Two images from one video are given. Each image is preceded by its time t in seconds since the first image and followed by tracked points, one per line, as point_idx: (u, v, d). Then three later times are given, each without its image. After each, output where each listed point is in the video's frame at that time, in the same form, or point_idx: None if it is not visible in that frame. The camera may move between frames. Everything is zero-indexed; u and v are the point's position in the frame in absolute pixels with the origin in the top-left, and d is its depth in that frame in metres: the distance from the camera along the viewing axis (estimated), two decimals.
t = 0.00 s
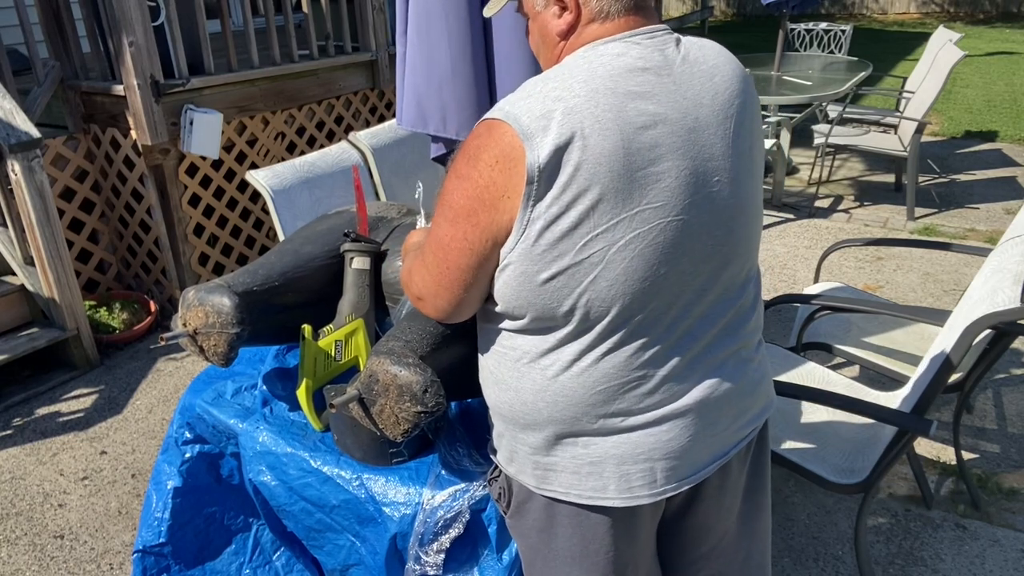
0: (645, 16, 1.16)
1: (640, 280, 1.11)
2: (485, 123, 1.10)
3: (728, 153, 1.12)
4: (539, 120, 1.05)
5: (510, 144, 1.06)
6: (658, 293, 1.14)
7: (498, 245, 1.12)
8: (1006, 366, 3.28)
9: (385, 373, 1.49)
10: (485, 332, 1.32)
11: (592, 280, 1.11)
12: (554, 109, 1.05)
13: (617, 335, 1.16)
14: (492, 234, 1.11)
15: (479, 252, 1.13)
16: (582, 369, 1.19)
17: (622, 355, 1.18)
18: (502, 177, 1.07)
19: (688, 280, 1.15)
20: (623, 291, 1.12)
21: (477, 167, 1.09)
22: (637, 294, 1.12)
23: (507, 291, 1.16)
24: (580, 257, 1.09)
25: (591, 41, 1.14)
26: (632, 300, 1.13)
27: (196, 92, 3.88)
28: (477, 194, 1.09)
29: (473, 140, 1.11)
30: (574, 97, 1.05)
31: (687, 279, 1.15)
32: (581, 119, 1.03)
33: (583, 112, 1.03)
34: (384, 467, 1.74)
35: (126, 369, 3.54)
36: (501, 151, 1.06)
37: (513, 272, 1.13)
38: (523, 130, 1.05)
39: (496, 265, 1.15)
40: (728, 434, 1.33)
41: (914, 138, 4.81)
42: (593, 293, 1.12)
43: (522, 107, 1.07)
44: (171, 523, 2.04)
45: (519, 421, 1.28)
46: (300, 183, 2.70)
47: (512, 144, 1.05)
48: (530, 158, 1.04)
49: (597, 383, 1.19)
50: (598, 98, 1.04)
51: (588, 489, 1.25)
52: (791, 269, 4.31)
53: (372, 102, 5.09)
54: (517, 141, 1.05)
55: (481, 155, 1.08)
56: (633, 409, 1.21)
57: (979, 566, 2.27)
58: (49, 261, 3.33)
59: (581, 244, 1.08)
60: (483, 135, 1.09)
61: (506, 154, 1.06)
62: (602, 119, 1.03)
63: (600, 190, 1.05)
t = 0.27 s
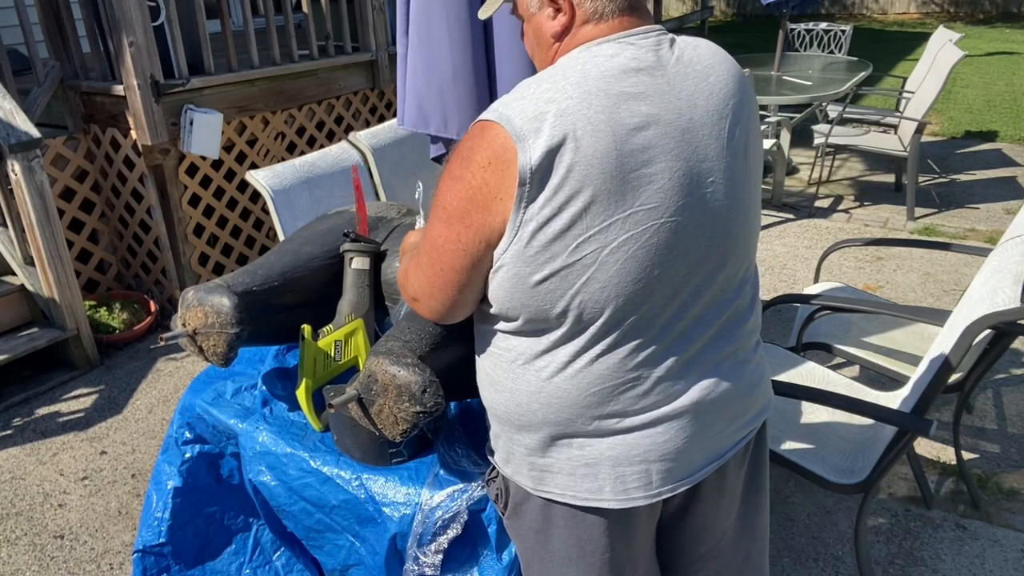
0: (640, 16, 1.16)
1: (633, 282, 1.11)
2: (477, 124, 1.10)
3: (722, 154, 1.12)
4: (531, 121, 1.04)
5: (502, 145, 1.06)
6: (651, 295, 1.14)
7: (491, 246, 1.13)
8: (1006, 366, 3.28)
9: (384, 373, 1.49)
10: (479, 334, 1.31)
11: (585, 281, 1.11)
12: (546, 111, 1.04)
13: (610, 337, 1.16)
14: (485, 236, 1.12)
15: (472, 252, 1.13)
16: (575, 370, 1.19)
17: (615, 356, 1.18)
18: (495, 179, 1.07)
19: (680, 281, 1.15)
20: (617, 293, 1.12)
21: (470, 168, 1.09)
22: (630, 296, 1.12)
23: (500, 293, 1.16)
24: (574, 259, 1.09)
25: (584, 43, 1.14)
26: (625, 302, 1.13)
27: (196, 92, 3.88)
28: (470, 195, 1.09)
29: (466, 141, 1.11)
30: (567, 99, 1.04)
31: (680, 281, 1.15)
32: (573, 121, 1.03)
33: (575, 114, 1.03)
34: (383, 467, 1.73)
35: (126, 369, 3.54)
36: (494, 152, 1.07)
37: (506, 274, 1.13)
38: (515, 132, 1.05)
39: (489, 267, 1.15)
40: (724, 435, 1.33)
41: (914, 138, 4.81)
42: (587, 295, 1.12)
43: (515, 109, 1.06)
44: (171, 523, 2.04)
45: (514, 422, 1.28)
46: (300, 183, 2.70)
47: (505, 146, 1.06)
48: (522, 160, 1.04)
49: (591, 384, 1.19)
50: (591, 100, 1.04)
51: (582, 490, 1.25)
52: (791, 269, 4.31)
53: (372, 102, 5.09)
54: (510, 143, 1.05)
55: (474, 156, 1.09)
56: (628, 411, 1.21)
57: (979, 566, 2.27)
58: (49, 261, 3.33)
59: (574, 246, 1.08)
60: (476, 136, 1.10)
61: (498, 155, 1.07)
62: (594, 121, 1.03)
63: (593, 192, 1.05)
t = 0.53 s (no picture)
0: (640, 16, 1.15)
1: (630, 287, 1.11)
2: (474, 128, 1.09)
3: (721, 158, 1.12)
4: (530, 127, 1.04)
5: (499, 149, 1.05)
6: (648, 299, 1.14)
7: (490, 250, 1.12)
8: (1007, 366, 3.28)
9: (384, 374, 1.48)
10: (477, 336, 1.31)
11: (582, 287, 1.11)
12: (544, 116, 1.04)
13: (607, 341, 1.16)
14: (484, 241, 1.11)
15: (471, 257, 1.13)
16: (572, 374, 1.19)
17: (611, 361, 1.18)
18: (493, 184, 1.07)
19: (679, 286, 1.16)
20: (616, 299, 1.12)
21: (467, 173, 1.08)
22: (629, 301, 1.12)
23: (498, 298, 1.16)
24: (571, 264, 1.09)
25: (583, 44, 1.14)
26: (622, 307, 1.13)
27: (196, 92, 3.88)
28: (469, 200, 1.09)
29: (463, 144, 1.10)
30: (566, 104, 1.03)
31: (677, 285, 1.15)
32: (572, 127, 1.02)
33: (574, 120, 1.03)
34: (383, 467, 1.74)
35: (126, 369, 3.54)
36: (491, 157, 1.06)
37: (504, 280, 1.14)
38: (513, 138, 1.04)
39: (488, 271, 1.15)
40: (721, 439, 1.33)
41: (914, 138, 4.81)
42: (586, 300, 1.12)
43: (513, 113, 1.06)
44: (171, 523, 2.04)
45: (511, 423, 1.28)
46: (300, 183, 2.70)
47: (502, 151, 1.05)
48: (520, 166, 1.03)
49: (588, 389, 1.19)
50: (590, 105, 1.03)
51: (577, 493, 1.25)
52: (791, 269, 4.31)
53: (372, 102, 5.09)
54: (507, 148, 1.05)
55: (471, 161, 1.08)
56: (624, 414, 1.21)
57: (979, 566, 2.27)
58: (49, 261, 3.33)
59: (571, 251, 1.08)
60: (472, 139, 1.09)
61: (495, 160, 1.06)
62: (593, 126, 1.03)
63: (591, 198, 1.05)
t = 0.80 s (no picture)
0: (637, 15, 1.15)
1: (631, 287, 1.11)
2: (475, 127, 1.08)
3: (721, 159, 1.12)
4: (534, 126, 1.03)
5: (504, 146, 1.04)
6: (646, 299, 1.14)
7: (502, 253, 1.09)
8: (1006, 366, 3.28)
9: (385, 372, 1.48)
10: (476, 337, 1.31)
11: (584, 289, 1.11)
12: (548, 116, 1.03)
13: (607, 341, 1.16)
14: (495, 243, 1.08)
15: (484, 261, 1.09)
16: (572, 376, 1.19)
17: (610, 361, 1.18)
18: (502, 181, 1.05)
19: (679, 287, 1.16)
20: (617, 300, 1.12)
21: (473, 172, 1.06)
22: (630, 302, 1.13)
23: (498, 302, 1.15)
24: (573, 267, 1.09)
25: (583, 44, 1.13)
26: (622, 307, 1.13)
27: (197, 92, 3.88)
28: (479, 200, 1.06)
29: (464, 145, 1.09)
30: (571, 104, 1.03)
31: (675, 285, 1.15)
32: (576, 127, 1.02)
33: (578, 120, 1.02)
34: (383, 467, 1.74)
35: (126, 369, 3.54)
36: (498, 154, 1.04)
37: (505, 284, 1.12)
38: (518, 137, 1.03)
39: (499, 278, 1.12)
40: (719, 439, 1.33)
41: (914, 138, 4.81)
42: (588, 303, 1.11)
43: (515, 112, 1.05)
44: (171, 522, 2.04)
45: (509, 424, 1.28)
46: (300, 183, 2.70)
47: (507, 148, 1.04)
48: (524, 167, 1.03)
49: (587, 390, 1.19)
50: (594, 105, 1.03)
51: (575, 493, 1.25)
52: (791, 270, 4.31)
53: (372, 102, 5.09)
54: (511, 147, 1.04)
55: (476, 160, 1.06)
56: (624, 414, 1.22)
57: (979, 566, 2.27)
58: (49, 261, 3.33)
59: (574, 254, 1.08)
60: (474, 141, 1.07)
61: (501, 157, 1.04)
62: (598, 127, 1.02)
63: (593, 199, 1.04)
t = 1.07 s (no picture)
0: (637, 18, 1.14)
1: (652, 291, 1.12)
2: (489, 132, 1.06)
3: (731, 160, 1.13)
4: (550, 133, 1.02)
5: (518, 155, 1.03)
6: (664, 302, 1.14)
7: (508, 259, 1.10)
8: (1006, 366, 3.28)
9: (384, 373, 1.48)
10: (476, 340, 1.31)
11: (607, 295, 1.11)
12: (564, 122, 1.02)
13: (626, 346, 1.16)
14: (500, 253, 1.08)
15: (487, 266, 1.10)
16: (593, 383, 1.19)
17: (629, 369, 1.18)
18: (513, 192, 1.04)
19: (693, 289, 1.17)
20: (637, 304, 1.12)
21: (483, 181, 1.05)
22: (649, 306, 1.13)
23: (517, 311, 1.15)
24: (596, 274, 1.09)
25: (586, 48, 1.13)
26: (643, 312, 1.13)
27: (197, 92, 3.88)
28: (486, 210, 1.05)
29: (476, 150, 1.07)
30: (586, 109, 1.03)
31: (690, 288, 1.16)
32: (594, 131, 1.02)
33: (596, 125, 1.02)
34: (384, 468, 1.74)
35: (126, 369, 3.54)
36: (511, 164, 1.03)
37: (526, 293, 1.12)
38: (533, 144, 1.02)
39: (505, 284, 1.13)
40: (726, 434, 1.35)
41: (914, 138, 4.81)
42: (611, 309, 1.12)
43: (529, 118, 1.04)
44: (172, 522, 2.05)
45: (527, 436, 1.27)
46: (300, 183, 2.70)
47: (523, 154, 1.03)
48: (542, 175, 1.02)
49: (609, 396, 1.19)
50: (610, 109, 1.03)
51: (599, 500, 1.25)
52: (791, 269, 4.31)
53: (372, 102, 5.09)
54: (526, 155, 1.02)
55: (488, 168, 1.04)
56: (644, 417, 1.22)
57: (979, 566, 2.27)
58: (50, 261, 3.33)
59: (597, 260, 1.08)
60: (487, 146, 1.05)
61: (516, 165, 1.03)
62: (615, 131, 1.02)
63: (614, 204, 1.05)
